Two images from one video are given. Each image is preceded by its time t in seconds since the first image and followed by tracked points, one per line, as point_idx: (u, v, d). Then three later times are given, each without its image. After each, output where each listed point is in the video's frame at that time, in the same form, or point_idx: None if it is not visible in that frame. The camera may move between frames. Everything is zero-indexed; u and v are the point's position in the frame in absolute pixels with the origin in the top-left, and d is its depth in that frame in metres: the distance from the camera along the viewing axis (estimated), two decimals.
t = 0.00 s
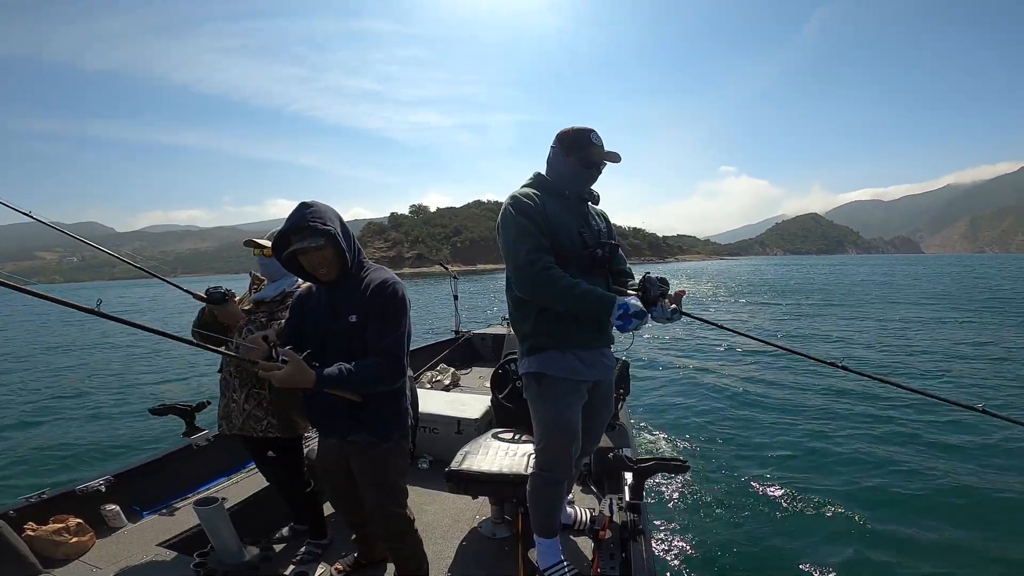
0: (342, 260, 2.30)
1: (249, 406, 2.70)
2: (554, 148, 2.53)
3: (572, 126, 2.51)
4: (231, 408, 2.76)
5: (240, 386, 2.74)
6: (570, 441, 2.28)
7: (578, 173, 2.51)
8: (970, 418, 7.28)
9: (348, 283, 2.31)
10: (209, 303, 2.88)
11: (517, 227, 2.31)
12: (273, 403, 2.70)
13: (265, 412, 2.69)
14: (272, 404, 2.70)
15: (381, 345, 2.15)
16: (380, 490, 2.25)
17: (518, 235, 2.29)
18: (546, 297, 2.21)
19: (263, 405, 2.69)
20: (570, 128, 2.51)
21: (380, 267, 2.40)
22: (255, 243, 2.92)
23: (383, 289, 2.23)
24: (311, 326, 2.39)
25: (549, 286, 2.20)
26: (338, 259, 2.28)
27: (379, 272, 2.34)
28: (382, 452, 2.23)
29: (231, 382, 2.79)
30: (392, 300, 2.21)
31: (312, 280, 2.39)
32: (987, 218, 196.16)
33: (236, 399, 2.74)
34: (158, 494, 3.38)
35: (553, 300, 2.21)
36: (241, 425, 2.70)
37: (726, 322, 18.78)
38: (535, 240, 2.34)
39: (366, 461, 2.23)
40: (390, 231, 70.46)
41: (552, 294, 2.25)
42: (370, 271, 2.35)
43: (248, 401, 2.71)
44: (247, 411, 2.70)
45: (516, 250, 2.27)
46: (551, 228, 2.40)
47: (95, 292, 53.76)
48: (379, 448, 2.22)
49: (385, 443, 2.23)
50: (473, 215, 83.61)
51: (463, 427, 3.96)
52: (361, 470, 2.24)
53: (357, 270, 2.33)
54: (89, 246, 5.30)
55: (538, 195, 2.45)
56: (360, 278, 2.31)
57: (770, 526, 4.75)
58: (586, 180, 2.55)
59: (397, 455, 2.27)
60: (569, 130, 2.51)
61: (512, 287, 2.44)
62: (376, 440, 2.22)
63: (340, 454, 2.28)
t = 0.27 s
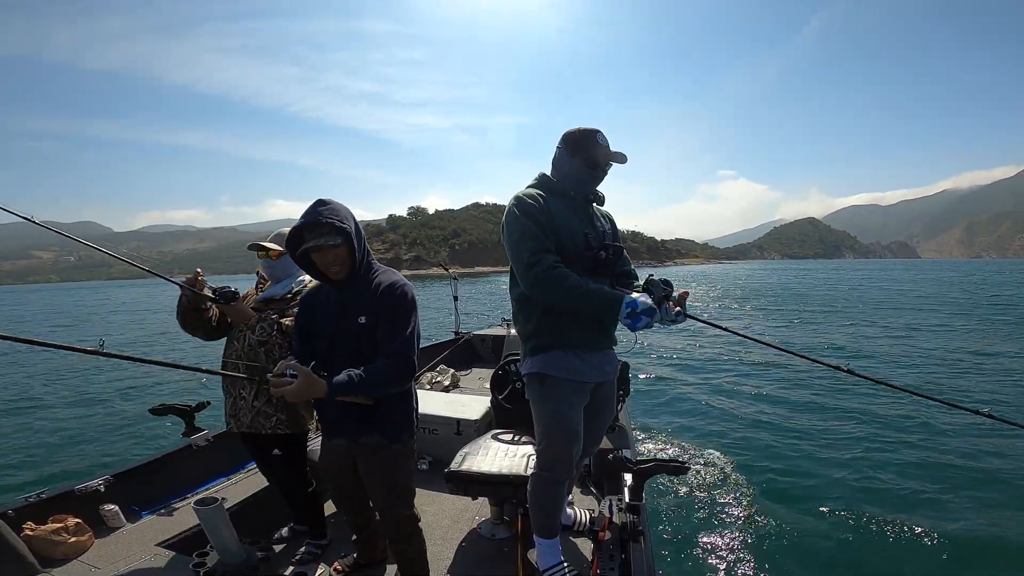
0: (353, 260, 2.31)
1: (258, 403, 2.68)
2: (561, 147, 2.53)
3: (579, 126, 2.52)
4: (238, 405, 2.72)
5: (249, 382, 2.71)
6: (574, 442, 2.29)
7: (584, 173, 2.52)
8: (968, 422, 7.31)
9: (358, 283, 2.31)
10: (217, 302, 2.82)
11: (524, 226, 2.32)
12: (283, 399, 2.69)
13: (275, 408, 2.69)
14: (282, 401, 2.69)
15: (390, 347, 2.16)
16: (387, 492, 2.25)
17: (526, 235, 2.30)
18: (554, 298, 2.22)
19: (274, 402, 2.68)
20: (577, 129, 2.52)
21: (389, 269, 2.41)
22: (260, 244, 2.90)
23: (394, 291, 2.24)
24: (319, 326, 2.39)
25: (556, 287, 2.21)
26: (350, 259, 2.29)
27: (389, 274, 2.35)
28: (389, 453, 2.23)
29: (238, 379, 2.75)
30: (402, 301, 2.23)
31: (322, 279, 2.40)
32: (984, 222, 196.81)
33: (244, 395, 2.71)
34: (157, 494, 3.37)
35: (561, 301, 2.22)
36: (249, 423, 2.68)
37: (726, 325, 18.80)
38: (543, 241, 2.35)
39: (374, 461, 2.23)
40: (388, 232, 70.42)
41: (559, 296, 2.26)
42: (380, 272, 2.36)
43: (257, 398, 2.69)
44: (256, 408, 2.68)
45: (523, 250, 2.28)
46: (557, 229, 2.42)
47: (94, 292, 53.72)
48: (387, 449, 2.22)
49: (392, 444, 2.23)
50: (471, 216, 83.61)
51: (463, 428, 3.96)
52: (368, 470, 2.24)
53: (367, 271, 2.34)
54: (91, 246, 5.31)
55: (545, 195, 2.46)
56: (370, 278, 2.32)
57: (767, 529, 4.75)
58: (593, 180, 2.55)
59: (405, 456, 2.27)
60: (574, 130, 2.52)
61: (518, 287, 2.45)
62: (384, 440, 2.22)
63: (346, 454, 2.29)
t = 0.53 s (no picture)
0: (353, 256, 2.31)
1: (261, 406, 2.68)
2: (564, 144, 2.53)
3: (581, 123, 2.52)
4: (240, 408, 2.71)
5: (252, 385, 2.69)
6: (574, 441, 2.29)
7: (586, 171, 2.52)
8: (967, 419, 7.32)
9: (357, 279, 2.31)
10: (222, 311, 2.73)
11: (525, 223, 2.31)
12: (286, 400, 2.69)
13: (279, 411, 2.69)
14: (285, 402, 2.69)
15: (389, 344, 2.16)
16: (387, 491, 2.24)
17: (527, 231, 2.30)
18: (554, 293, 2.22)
19: (277, 404, 2.68)
20: (579, 125, 2.52)
21: (389, 266, 2.41)
22: (249, 243, 2.87)
23: (393, 287, 2.23)
24: (319, 323, 2.39)
25: (557, 282, 2.20)
26: (349, 253, 2.29)
27: (388, 271, 2.34)
28: (389, 452, 2.22)
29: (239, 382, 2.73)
30: (401, 299, 2.22)
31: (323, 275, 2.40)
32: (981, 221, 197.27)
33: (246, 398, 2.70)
34: (157, 494, 3.36)
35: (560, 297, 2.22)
36: (253, 426, 2.68)
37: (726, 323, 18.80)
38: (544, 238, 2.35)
39: (374, 459, 2.22)
40: (385, 231, 70.33)
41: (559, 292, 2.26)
42: (380, 268, 2.36)
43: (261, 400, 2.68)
44: (260, 410, 2.68)
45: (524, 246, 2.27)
46: (558, 226, 2.41)
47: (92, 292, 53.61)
48: (387, 448, 2.22)
49: (391, 442, 2.22)
50: (469, 215, 83.55)
51: (463, 427, 3.96)
52: (368, 469, 2.23)
53: (367, 266, 2.33)
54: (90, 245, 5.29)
55: (547, 192, 2.46)
56: (370, 274, 2.31)
57: (765, 527, 4.76)
58: (595, 178, 2.55)
59: (404, 455, 2.27)
60: (576, 127, 2.52)
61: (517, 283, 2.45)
62: (383, 439, 2.22)
63: (344, 452, 2.29)
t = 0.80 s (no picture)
0: (349, 256, 2.31)
1: (265, 404, 2.67)
2: (564, 145, 2.53)
3: (581, 125, 2.52)
4: (243, 407, 2.69)
5: (255, 383, 2.68)
6: (572, 441, 2.29)
7: (586, 172, 2.52)
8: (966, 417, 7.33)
9: (353, 279, 2.31)
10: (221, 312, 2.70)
11: (523, 223, 2.32)
12: (290, 398, 2.69)
13: (285, 408, 2.70)
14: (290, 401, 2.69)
15: (385, 344, 2.16)
16: (386, 491, 2.25)
17: (524, 232, 2.30)
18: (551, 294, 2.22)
19: (281, 403, 2.68)
20: (579, 127, 2.52)
21: (385, 267, 2.41)
22: (232, 247, 2.87)
23: (389, 287, 2.24)
24: (314, 323, 2.39)
25: (554, 283, 2.21)
26: (345, 253, 2.29)
27: (384, 271, 2.34)
28: (388, 451, 2.23)
29: (240, 382, 2.71)
30: (396, 299, 2.22)
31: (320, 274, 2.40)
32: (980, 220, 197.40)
33: (249, 398, 2.68)
34: (157, 494, 3.36)
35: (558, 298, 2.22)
36: (256, 425, 2.67)
37: (726, 322, 18.82)
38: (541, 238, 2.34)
39: (374, 459, 2.22)
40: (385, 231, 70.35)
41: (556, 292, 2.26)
42: (376, 268, 2.36)
43: (264, 399, 2.67)
44: (264, 409, 2.67)
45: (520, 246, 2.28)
46: (556, 227, 2.41)
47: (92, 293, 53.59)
48: (386, 447, 2.22)
49: (389, 442, 2.23)
50: (468, 216, 83.57)
51: (463, 427, 3.96)
52: (367, 468, 2.24)
53: (363, 266, 2.34)
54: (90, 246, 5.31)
55: (546, 192, 2.46)
56: (366, 274, 2.31)
57: (769, 526, 4.76)
58: (595, 179, 2.56)
59: (403, 454, 2.28)
60: (576, 129, 2.52)
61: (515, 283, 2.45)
62: (382, 439, 2.22)
63: (343, 452, 2.29)
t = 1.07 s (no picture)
0: (354, 255, 2.32)
1: (277, 406, 2.68)
2: (568, 145, 2.53)
3: (585, 127, 2.52)
4: (255, 409, 2.68)
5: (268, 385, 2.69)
6: (574, 443, 2.29)
7: (589, 173, 2.52)
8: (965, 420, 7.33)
9: (356, 279, 2.32)
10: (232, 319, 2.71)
11: (525, 224, 2.32)
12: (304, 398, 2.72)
13: (297, 409, 2.72)
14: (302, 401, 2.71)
15: (385, 346, 2.15)
16: (388, 493, 2.25)
17: (526, 233, 2.30)
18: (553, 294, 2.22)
19: (294, 403, 2.70)
20: (583, 129, 2.52)
21: (388, 267, 2.40)
22: (233, 248, 2.88)
23: (391, 288, 2.23)
24: (316, 323, 2.38)
25: (556, 282, 2.21)
26: (349, 251, 2.30)
27: (386, 272, 2.34)
28: (390, 453, 2.23)
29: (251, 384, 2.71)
30: (399, 301, 2.22)
31: (325, 273, 2.41)
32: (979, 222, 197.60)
33: (261, 400, 2.68)
34: (157, 494, 3.36)
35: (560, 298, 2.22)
36: (271, 426, 2.68)
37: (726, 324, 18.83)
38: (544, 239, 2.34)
39: (375, 462, 2.22)
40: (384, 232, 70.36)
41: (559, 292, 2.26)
42: (379, 269, 2.36)
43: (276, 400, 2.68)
44: (276, 410, 2.68)
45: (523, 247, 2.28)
46: (559, 227, 2.41)
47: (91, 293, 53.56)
48: (388, 449, 2.22)
49: (390, 445, 2.22)
50: (466, 216, 83.58)
51: (463, 428, 3.96)
52: (368, 470, 2.23)
53: (368, 266, 2.35)
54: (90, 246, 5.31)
55: (549, 194, 2.46)
56: (370, 275, 2.32)
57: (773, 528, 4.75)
58: (599, 179, 2.55)
59: (404, 456, 2.28)
60: (580, 132, 2.50)
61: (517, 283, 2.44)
62: (384, 441, 2.22)
63: (345, 453, 2.29)
